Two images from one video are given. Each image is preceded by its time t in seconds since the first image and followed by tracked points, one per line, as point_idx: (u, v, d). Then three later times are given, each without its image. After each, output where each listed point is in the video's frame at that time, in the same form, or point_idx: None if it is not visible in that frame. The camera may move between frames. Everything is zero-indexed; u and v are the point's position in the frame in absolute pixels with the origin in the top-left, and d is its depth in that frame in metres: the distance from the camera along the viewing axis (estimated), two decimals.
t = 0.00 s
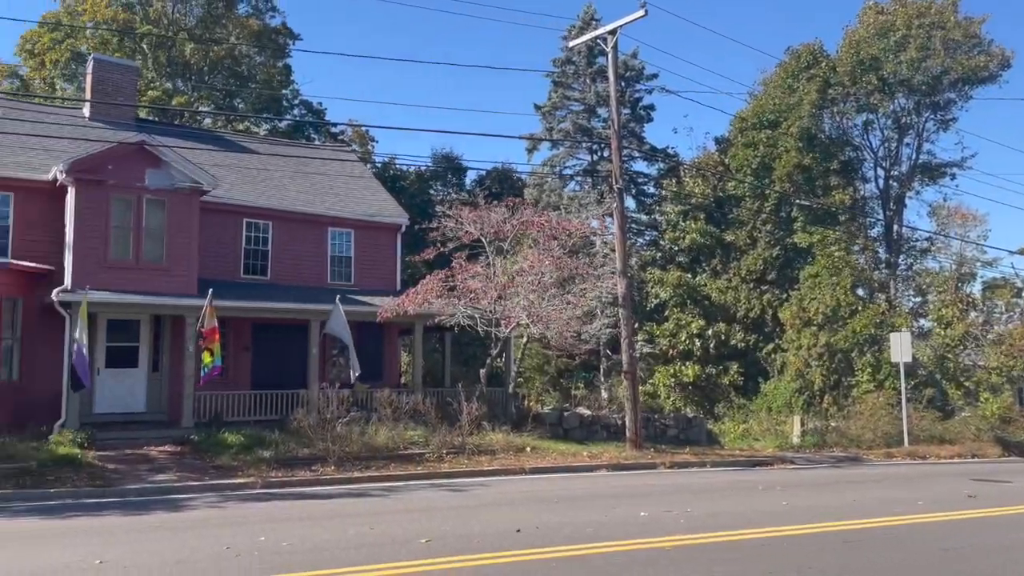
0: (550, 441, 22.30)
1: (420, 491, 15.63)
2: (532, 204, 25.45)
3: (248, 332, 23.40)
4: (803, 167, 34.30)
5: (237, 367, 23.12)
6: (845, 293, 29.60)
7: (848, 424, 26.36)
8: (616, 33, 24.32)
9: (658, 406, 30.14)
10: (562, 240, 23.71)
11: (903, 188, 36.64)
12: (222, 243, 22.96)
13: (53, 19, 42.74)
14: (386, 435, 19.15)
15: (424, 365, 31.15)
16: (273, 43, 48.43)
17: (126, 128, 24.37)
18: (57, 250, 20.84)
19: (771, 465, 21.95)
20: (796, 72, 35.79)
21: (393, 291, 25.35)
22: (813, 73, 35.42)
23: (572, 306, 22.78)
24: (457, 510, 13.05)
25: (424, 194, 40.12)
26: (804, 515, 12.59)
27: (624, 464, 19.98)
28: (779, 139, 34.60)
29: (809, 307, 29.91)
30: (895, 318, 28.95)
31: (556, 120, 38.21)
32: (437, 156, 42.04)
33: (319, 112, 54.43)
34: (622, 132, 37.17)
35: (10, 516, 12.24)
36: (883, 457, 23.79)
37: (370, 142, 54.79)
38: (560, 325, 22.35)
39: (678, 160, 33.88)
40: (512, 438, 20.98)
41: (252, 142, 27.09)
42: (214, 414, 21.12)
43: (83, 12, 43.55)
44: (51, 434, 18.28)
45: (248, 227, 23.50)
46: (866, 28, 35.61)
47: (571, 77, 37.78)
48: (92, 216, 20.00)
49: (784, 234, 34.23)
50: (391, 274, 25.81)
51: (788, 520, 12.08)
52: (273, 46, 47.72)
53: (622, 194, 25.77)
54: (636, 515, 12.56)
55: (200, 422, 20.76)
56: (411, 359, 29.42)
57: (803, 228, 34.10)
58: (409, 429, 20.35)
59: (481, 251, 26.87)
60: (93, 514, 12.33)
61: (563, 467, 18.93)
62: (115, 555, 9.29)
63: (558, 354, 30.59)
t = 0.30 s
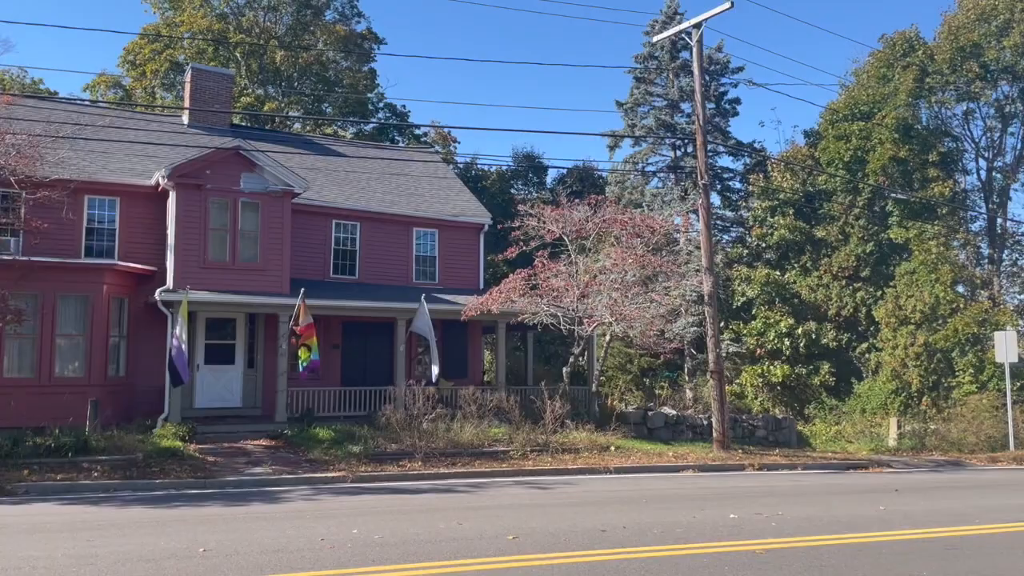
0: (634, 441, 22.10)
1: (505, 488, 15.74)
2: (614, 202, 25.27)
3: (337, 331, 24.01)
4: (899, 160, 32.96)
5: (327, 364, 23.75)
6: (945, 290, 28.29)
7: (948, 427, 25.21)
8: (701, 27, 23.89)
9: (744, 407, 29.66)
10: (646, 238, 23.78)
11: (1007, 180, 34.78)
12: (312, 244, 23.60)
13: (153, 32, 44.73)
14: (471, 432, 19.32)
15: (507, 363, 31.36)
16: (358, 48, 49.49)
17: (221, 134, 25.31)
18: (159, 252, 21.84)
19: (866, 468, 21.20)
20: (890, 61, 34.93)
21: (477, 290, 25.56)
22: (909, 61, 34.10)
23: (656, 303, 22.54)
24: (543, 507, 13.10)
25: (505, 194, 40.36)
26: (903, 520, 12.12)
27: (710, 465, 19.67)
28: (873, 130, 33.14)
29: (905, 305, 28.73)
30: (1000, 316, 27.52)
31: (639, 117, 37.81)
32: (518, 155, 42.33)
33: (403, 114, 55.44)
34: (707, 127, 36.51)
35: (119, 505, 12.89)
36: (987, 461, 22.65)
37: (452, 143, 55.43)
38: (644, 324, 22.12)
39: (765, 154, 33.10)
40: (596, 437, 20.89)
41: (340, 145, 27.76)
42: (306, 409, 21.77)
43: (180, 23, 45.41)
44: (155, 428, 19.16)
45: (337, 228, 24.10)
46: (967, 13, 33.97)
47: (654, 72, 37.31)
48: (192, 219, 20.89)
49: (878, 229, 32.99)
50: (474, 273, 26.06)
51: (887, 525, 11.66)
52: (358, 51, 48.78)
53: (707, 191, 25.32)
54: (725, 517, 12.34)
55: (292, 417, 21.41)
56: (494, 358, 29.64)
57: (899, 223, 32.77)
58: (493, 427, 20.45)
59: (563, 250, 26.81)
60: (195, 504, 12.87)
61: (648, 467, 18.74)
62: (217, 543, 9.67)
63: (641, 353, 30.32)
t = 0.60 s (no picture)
0: (724, 441, 21.69)
1: (593, 487, 15.70)
2: (701, 198, 24.83)
3: (425, 329, 24.36)
4: (1003, 149, 31.35)
5: (415, 361, 24.08)
6: None
7: None
8: (792, 16, 23.22)
9: (838, 408, 28.28)
10: (734, 234, 23.31)
11: None
12: (400, 244, 23.99)
13: (245, 40, 46.33)
14: (557, 430, 19.33)
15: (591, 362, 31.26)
16: (440, 50, 50.15)
17: (312, 137, 26.03)
18: (256, 254, 22.66)
19: (970, 473, 20.26)
20: (993, 48, 34.37)
21: (561, 289, 25.51)
22: (1012, 48, 33.98)
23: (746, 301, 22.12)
24: (633, 507, 13.01)
25: (587, 191, 40.20)
26: (1016, 528, 11.54)
27: (803, 467, 19.16)
28: (976, 119, 31.75)
29: (1012, 301, 27.29)
30: None
31: (725, 111, 37.09)
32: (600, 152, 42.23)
33: (484, 114, 55.94)
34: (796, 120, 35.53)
35: (223, 496, 13.43)
36: None
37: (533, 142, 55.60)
38: (733, 322, 21.70)
39: (858, 147, 32.01)
40: (684, 437, 20.59)
41: (426, 146, 28.17)
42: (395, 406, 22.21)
43: (271, 30, 46.90)
44: (254, 422, 19.89)
45: (423, 227, 24.40)
46: None
47: (740, 65, 36.53)
48: (286, 221, 21.59)
49: (981, 222, 31.56)
50: (558, 271, 26.04)
51: (998, 533, 11.12)
52: (440, 53, 49.43)
53: (798, 185, 24.63)
54: (823, 520, 12.00)
55: (382, 414, 21.86)
56: (578, 356, 29.59)
57: (1004, 216, 31.22)
58: (579, 425, 20.40)
59: (648, 247, 26.37)
60: (293, 497, 13.29)
61: (738, 468, 18.38)
62: (317, 535, 9.97)
63: (727, 351, 29.78)
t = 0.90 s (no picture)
0: (816, 444, 21.12)
1: (683, 488, 15.53)
2: (790, 194, 24.25)
3: (509, 329, 24.51)
4: None
5: (499, 360, 24.27)
6: None
7: None
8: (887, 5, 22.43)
9: (937, 410, 27.19)
10: (826, 231, 22.67)
11: None
12: (484, 244, 24.21)
13: (331, 47, 47.57)
14: (643, 431, 19.18)
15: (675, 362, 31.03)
16: (520, 51, 50.41)
17: (398, 141, 26.57)
18: (346, 256, 23.29)
19: None
20: None
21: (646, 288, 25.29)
22: None
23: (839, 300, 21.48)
24: (724, 509, 12.82)
25: (669, 188, 39.75)
26: None
27: (901, 471, 18.51)
28: None
29: None
30: None
31: (813, 104, 36.11)
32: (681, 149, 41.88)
33: (564, 114, 55.99)
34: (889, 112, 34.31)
35: (320, 491, 13.86)
36: None
37: (613, 141, 55.34)
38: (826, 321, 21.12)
39: (956, 138, 30.71)
40: (775, 440, 20.14)
41: (508, 147, 28.38)
42: (480, 405, 22.45)
43: (356, 37, 48.01)
44: (345, 419, 20.45)
45: (507, 228, 24.54)
46: None
47: (829, 56, 35.49)
48: (375, 223, 22.10)
49: None
50: (642, 271, 25.82)
51: None
52: (520, 54, 49.73)
53: (893, 179, 23.78)
54: (926, 527, 11.57)
55: (468, 412, 22.12)
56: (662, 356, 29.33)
57: None
58: (665, 426, 20.20)
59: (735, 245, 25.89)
60: (387, 493, 13.62)
61: (832, 472, 17.88)
62: (414, 530, 10.19)
63: (816, 351, 29.03)
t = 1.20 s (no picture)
0: (910, 447, 20.40)
1: (772, 490, 15.24)
2: (880, 188, 23.49)
3: (589, 328, 24.42)
4: None
5: (579, 360, 24.22)
6: None
7: None
8: None
9: None
10: (920, 225, 21.90)
11: None
12: (563, 243, 24.21)
13: (408, 51, 48.30)
14: (728, 432, 18.89)
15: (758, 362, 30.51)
16: (595, 49, 50.25)
17: (477, 143, 26.83)
18: (427, 256, 23.65)
19: None
20: None
21: (728, 286, 24.88)
22: None
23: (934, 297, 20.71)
24: (818, 513, 12.53)
25: (749, 184, 39.00)
26: None
27: (1003, 476, 17.72)
28: None
29: None
30: None
31: (902, 95, 34.90)
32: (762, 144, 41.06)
33: (640, 111, 55.56)
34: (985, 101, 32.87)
35: (410, 487, 14.14)
36: None
37: (690, 137, 54.60)
38: (920, 320, 20.39)
39: None
40: (866, 442, 19.56)
41: (586, 145, 28.33)
42: (561, 404, 22.46)
43: (433, 40, 48.64)
44: (429, 417, 20.78)
45: (586, 226, 24.47)
46: None
47: (919, 45, 34.23)
48: (456, 223, 22.37)
49: None
50: (725, 269, 25.41)
51: None
52: (595, 52, 49.60)
53: (992, 170, 22.76)
54: None
55: (549, 412, 22.16)
56: (745, 355, 28.85)
57: None
58: (751, 427, 19.85)
59: (822, 242, 25.24)
60: (475, 491, 13.78)
61: (929, 476, 17.26)
62: (505, 528, 10.29)
63: (907, 350, 28.09)
